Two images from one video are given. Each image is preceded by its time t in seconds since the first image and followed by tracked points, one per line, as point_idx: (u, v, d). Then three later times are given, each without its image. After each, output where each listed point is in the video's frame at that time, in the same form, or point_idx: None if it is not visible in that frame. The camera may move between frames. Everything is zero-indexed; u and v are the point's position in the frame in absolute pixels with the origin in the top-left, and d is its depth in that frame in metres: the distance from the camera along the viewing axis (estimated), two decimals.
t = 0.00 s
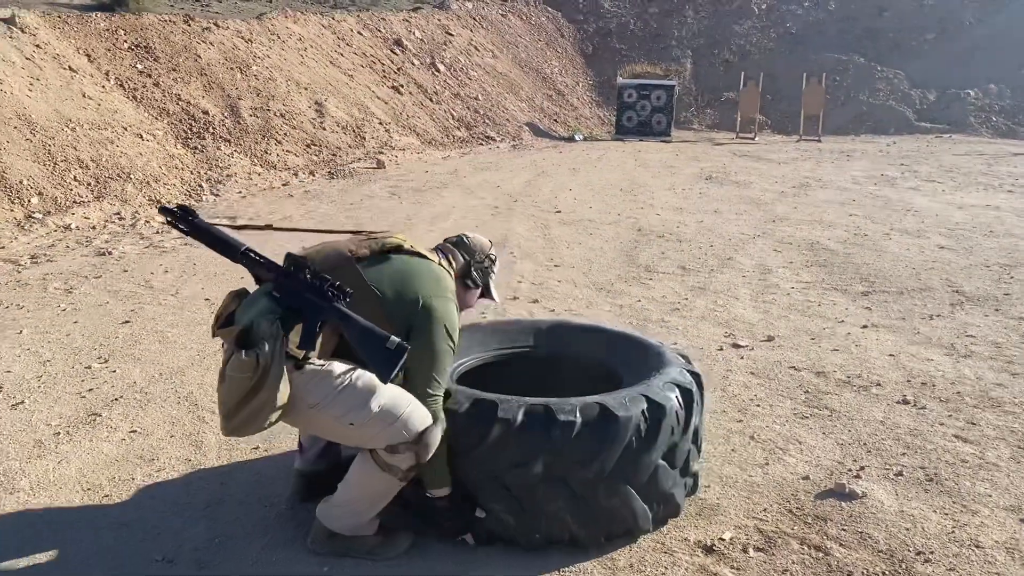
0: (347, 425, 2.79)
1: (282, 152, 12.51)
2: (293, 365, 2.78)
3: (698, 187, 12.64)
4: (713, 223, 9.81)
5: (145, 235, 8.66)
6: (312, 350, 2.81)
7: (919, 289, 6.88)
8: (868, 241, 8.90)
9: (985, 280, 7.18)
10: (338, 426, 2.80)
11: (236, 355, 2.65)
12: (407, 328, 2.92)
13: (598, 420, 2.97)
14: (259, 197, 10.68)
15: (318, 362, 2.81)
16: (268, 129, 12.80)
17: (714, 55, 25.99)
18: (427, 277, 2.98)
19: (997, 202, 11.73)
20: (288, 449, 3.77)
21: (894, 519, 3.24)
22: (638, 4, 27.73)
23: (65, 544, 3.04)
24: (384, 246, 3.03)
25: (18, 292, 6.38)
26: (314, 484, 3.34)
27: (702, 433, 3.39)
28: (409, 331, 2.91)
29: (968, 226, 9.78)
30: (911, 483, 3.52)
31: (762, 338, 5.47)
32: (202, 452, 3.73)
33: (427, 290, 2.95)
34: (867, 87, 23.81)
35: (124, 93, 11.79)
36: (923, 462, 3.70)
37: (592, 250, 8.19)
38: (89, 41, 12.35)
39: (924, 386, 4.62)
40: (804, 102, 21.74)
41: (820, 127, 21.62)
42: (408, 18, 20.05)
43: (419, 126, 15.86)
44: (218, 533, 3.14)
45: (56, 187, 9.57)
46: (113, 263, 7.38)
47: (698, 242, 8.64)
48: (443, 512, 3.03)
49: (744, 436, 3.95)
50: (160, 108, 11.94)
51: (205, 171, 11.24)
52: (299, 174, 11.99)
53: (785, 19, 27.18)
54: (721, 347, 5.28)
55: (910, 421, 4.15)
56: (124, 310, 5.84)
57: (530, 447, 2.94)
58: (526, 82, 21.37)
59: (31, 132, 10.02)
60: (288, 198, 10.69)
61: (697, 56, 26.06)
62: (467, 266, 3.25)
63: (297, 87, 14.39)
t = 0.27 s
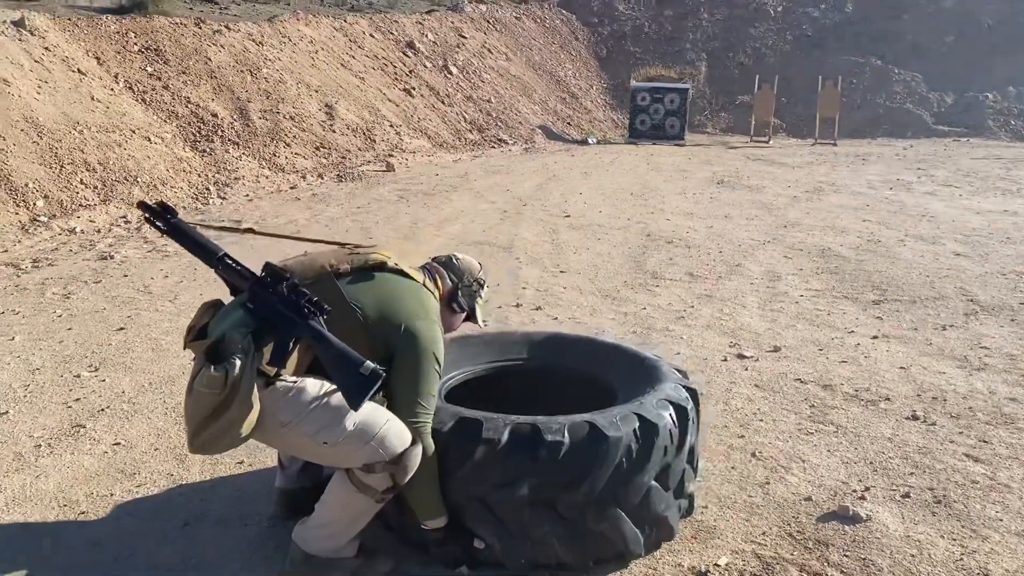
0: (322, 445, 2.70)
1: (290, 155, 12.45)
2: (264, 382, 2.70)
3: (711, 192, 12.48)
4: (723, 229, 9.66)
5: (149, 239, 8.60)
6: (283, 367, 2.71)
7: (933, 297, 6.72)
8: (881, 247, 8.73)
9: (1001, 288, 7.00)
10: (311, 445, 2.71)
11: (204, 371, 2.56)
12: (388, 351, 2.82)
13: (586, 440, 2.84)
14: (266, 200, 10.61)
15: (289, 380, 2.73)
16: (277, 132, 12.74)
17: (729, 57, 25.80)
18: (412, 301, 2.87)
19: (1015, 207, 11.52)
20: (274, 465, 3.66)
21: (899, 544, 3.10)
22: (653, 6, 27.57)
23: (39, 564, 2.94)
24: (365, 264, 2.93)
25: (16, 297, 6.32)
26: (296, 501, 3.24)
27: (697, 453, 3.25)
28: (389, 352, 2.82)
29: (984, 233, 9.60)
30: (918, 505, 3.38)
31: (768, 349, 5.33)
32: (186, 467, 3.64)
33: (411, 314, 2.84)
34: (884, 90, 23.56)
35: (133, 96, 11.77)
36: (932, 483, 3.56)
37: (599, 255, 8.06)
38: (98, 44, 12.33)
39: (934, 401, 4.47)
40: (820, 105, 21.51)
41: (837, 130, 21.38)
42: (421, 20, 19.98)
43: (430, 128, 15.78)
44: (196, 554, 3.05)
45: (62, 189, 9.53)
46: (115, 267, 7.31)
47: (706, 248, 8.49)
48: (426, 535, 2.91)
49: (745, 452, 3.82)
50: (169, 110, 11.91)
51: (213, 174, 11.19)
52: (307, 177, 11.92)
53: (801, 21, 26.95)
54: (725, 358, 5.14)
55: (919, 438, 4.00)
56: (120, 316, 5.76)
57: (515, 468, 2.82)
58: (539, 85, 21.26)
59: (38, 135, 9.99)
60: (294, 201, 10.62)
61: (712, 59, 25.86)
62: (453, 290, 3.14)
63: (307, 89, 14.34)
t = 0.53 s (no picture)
0: (299, 462, 2.65)
1: (299, 157, 12.42)
2: (240, 398, 2.64)
3: (722, 193, 12.37)
4: (733, 232, 9.55)
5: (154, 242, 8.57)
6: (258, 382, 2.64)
7: (943, 303, 6.60)
8: (893, 250, 8.60)
9: (1013, 294, 6.87)
10: (289, 463, 2.66)
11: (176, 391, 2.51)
12: (370, 366, 2.74)
13: (572, 456, 2.77)
14: (273, 203, 10.58)
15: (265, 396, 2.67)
16: (285, 134, 12.72)
17: (743, 57, 25.61)
18: (393, 311, 2.79)
19: None
20: (261, 477, 3.60)
21: (897, 564, 3.01)
22: (667, 6, 27.41)
23: None
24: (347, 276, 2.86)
25: (16, 302, 6.29)
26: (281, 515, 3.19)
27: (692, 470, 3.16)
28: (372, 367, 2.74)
29: (999, 236, 9.45)
30: (919, 523, 3.28)
31: (772, 357, 5.23)
32: (172, 478, 3.58)
33: (392, 326, 2.76)
34: (900, 90, 23.32)
35: (142, 98, 11.78)
36: (934, 499, 3.46)
37: (605, 259, 7.97)
38: (108, 47, 12.35)
39: (940, 412, 4.36)
40: (834, 105, 21.31)
41: (851, 131, 21.18)
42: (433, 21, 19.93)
43: (440, 130, 15.73)
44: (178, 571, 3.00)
45: (69, 192, 9.53)
46: (118, 271, 7.29)
47: (715, 252, 8.39)
48: (409, 552, 2.85)
49: (743, 466, 3.73)
50: (177, 113, 11.91)
51: (221, 176, 11.17)
52: (314, 179, 11.89)
53: (817, 20, 26.72)
54: (728, 366, 5.05)
55: (923, 451, 3.90)
56: (118, 322, 5.72)
57: (498, 483, 2.75)
58: (551, 85, 21.17)
59: (46, 138, 10.00)
60: (301, 204, 10.59)
61: (726, 58, 25.67)
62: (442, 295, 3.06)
63: (317, 91, 14.32)
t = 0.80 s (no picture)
0: (278, 452, 2.63)
1: (307, 157, 12.46)
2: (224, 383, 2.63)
3: (730, 191, 12.31)
4: (739, 230, 9.50)
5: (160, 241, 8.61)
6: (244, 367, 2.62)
7: (948, 301, 6.53)
8: (900, 248, 8.52)
9: (1020, 292, 6.80)
10: (268, 452, 2.65)
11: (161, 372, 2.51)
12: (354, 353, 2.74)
13: (549, 448, 2.76)
14: (280, 202, 10.61)
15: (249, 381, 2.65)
16: (294, 133, 12.75)
17: (756, 54, 25.48)
18: (381, 298, 2.79)
19: None
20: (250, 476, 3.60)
21: (885, 565, 2.97)
22: (679, 4, 27.31)
23: None
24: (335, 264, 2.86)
25: (20, 300, 6.33)
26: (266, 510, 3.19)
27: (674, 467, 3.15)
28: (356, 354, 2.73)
29: (1010, 234, 9.35)
30: (910, 523, 3.23)
31: (770, 355, 5.19)
32: (160, 476, 3.59)
33: (378, 313, 2.75)
34: (915, 86, 23.14)
35: (151, 99, 11.84)
36: (926, 499, 3.41)
37: (608, 258, 7.94)
38: (118, 47, 12.42)
39: (938, 411, 4.31)
40: (847, 102, 21.17)
41: (865, 128, 21.03)
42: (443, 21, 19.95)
43: (449, 129, 15.74)
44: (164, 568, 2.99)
45: (78, 192, 9.59)
46: (122, 270, 7.32)
47: (719, 250, 8.35)
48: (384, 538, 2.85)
49: (733, 465, 3.70)
50: (186, 113, 11.96)
51: (228, 175, 11.21)
52: (322, 178, 11.92)
53: (830, 17, 26.56)
54: (725, 365, 5.01)
55: (918, 451, 3.85)
56: (118, 321, 5.74)
57: (475, 472, 2.75)
58: (562, 84, 21.14)
59: (55, 138, 10.06)
60: (308, 203, 10.62)
61: (739, 56, 25.55)
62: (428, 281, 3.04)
63: (326, 91, 14.36)
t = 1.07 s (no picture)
0: (265, 423, 2.63)
1: (311, 155, 12.46)
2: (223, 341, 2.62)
3: (736, 187, 12.24)
4: (744, 225, 9.43)
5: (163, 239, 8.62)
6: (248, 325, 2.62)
7: (951, 296, 6.46)
8: (905, 243, 8.44)
9: None
10: (255, 420, 2.64)
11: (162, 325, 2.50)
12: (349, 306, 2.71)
13: (540, 421, 2.80)
14: (283, 200, 10.62)
15: (248, 344, 2.63)
16: (298, 132, 12.76)
17: (765, 49, 25.35)
18: (379, 255, 2.75)
19: None
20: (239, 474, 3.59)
21: (875, 562, 2.94)
22: None
23: None
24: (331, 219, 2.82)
25: (19, 299, 6.34)
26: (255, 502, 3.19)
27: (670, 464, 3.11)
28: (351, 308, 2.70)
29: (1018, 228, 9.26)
30: (902, 519, 3.20)
31: (768, 352, 5.14)
32: (150, 473, 3.59)
33: (375, 268, 2.72)
34: (925, 81, 22.96)
35: (155, 98, 11.87)
36: (920, 496, 3.37)
37: (610, 254, 7.91)
38: (122, 47, 12.45)
39: (936, 407, 4.26)
40: (856, 97, 21.03)
41: (874, 123, 20.88)
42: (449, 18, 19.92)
43: (454, 127, 15.72)
44: (155, 562, 3.00)
45: (81, 191, 9.62)
46: (123, 269, 7.33)
47: (722, 246, 8.29)
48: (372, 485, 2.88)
49: (725, 461, 3.67)
50: (190, 111, 11.99)
51: (232, 174, 11.22)
52: (326, 176, 11.92)
53: (839, 11, 26.40)
54: (722, 361, 4.97)
55: (914, 447, 3.81)
56: (116, 319, 5.75)
57: (465, 431, 2.82)
58: (569, 80, 21.07)
59: (59, 137, 10.10)
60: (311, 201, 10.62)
61: (747, 52, 25.41)
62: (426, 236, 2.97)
63: (331, 89, 14.36)
